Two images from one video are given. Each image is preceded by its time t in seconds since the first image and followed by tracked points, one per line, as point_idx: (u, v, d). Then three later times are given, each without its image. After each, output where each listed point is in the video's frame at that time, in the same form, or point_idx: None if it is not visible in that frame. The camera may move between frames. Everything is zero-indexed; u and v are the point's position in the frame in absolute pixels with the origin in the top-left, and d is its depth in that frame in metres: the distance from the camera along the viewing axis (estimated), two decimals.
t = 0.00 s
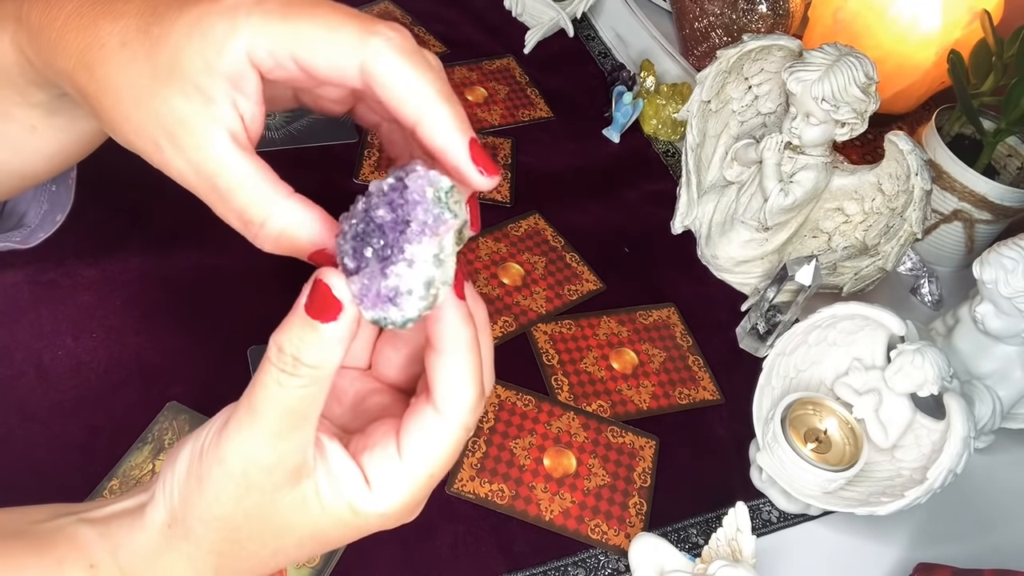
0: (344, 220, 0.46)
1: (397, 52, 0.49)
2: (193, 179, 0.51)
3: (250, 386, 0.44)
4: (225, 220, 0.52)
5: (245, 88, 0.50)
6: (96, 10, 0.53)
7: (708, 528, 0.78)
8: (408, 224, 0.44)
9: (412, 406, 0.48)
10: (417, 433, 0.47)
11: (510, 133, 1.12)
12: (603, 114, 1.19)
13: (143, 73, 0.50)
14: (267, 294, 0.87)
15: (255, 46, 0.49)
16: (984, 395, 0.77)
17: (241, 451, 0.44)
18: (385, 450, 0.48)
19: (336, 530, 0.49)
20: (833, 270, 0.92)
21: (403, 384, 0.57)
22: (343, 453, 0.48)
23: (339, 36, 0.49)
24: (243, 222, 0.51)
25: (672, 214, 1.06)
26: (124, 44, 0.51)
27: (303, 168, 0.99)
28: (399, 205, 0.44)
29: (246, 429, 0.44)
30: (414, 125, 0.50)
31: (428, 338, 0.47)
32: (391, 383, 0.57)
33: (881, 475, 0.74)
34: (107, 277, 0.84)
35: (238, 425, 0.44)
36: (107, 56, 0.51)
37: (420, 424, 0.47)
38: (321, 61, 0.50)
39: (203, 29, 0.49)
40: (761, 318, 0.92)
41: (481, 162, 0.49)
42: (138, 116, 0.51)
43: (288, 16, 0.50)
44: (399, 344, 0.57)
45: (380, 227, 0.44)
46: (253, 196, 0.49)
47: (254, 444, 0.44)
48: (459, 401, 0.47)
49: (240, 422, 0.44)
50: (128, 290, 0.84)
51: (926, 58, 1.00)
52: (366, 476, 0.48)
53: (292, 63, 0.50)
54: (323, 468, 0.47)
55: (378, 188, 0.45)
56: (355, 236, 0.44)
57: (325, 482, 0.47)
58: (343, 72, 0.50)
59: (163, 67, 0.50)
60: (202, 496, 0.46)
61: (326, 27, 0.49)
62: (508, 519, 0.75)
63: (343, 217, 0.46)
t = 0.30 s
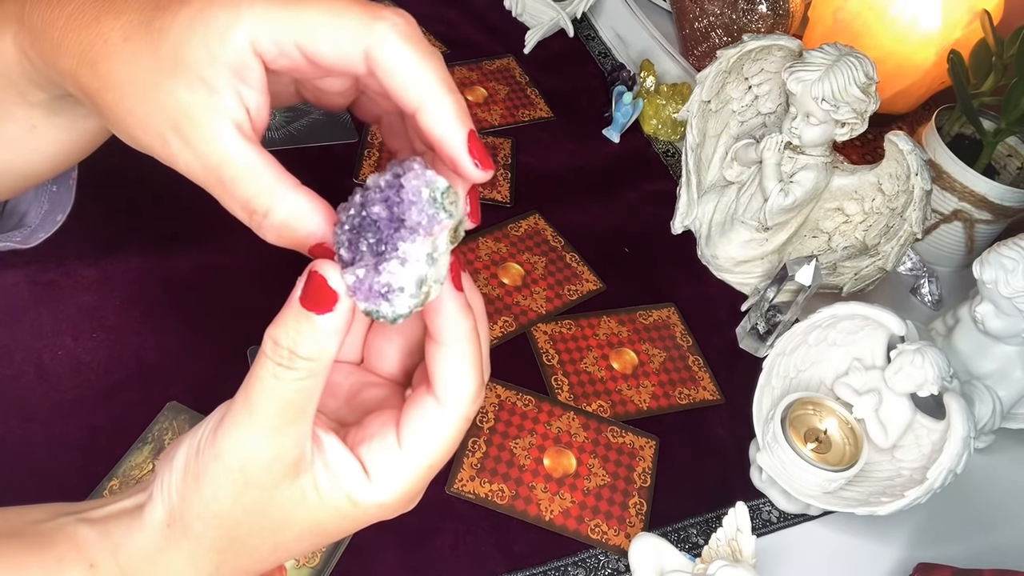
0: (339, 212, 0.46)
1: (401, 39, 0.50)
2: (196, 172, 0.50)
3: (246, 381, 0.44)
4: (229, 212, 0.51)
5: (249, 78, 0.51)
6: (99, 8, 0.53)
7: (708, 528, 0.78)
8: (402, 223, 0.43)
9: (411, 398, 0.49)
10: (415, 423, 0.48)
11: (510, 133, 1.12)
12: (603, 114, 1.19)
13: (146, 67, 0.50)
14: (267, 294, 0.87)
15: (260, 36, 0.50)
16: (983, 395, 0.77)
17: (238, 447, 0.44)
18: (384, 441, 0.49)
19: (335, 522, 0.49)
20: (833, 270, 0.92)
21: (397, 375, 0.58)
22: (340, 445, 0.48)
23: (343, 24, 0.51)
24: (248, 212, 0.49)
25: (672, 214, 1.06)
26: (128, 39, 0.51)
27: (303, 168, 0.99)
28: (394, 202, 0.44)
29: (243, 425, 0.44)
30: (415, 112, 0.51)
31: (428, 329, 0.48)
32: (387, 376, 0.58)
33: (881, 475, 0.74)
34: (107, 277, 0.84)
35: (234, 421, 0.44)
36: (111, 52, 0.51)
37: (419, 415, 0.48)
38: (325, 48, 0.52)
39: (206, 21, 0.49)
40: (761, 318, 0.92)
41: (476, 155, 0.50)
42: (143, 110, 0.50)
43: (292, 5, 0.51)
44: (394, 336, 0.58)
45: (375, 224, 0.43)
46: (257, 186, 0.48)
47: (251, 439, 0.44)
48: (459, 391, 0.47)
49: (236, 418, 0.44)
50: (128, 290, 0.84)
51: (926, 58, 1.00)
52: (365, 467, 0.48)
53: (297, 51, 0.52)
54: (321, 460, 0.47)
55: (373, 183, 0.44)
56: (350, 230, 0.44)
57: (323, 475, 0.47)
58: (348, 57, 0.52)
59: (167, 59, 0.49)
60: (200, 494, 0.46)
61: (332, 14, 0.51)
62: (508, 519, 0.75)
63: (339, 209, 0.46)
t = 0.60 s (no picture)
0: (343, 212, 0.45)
1: (403, 35, 0.50)
2: (203, 171, 0.50)
3: (246, 380, 0.44)
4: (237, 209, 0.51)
5: (253, 77, 0.50)
6: (101, 8, 0.53)
7: (708, 528, 0.78)
8: (403, 229, 0.43)
9: (413, 398, 0.49)
10: (416, 423, 0.48)
11: (510, 133, 1.12)
12: (603, 114, 1.19)
13: (150, 67, 0.50)
14: (266, 294, 0.87)
15: (263, 35, 0.50)
16: (983, 395, 0.77)
17: (239, 446, 0.44)
18: (385, 441, 0.49)
19: (335, 521, 0.49)
20: (833, 270, 0.92)
21: (397, 375, 0.58)
22: (341, 445, 0.48)
23: (346, 20, 0.51)
24: (257, 210, 0.49)
25: (672, 214, 1.06)
26: (132, 40, 0.51)
27: (303, 168, 0.99)
28: (397, 208, 0.43)
29: (244, 424, 0.44)
30: (415, 108, 0.52)
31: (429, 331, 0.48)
32: (386, 376, 0.58)
33: (881, 475, 0.74)
34: (107, 277, 0.84)
35: (235, 420, 0.44)
36: (114, 52, 0.51)
37: (421, 415, 0.48)
38: (327, 45, 0.51)
39: (209, 19, 0.50)
40: (761, 318, 0.92)
41: (474, 152, 0.51)
42: (149, 111, 0.51)
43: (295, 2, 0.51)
44: (394, 336, 0.58)
45: (376, 227, 0.43)
46: (263, 183, 0.48)
47: (251, 438, 0.44)
48: (461, 393, 0.47)
49: (237, 418, 0.44)
50: (128, 290, 0.84)
51: (926, 58, 1.00)
52: (366, 466, 0.48)
53: (300, 49, 0.52)
54: (322, 459, 0.47)
55: (378, 187, 0.44)
56: (353, 232, 0.44)
57: (324, 475, 0.47)
58: (350, 53, 0.52)
59: (172, 59, 0.49)
60: (201, 493, 0.46)
61: (334, 10, 0.51)
62: (508, 519, 0.75)
63: (343, 209, 0.46)
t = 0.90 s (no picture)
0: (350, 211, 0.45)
1: (401, 51, 0.50)
2: (205, 172, 0.50)
3: (249, 382, 0.44)
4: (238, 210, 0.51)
5: (252, 80, 0.51)
6: (101, 11, 0.53)
7: (708, 528, 0.78)
8: (414, 241, 0.43)
9: (419, 403, 0.49)
10: (422, 428, 0.48)
11: (510, 133, 1.12)
12: (603, 114, 1.19)
13: (150, 68, 0.50)
14: (266, 294, 0.87)
15: (263, 40, 0.50)
16: (983, 395, 0.77)
17: (241, 447, 0.44)
18: (389, 445, 0.49)
19: (338, 523, 0.49)
20: (833, 270, 0.92)
21: (399, 378, 0.58)
22: (344, 447, 0.48)
23: (345, 31, 0.51)
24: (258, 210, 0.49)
25: (672, 214, 1.06)
26: (130, 42, 0.51)
27: (303, 168, 0.99)
28: (411, 220, 0.43)
29: (247, 425, 0.44)
30: (410, 125, 0.52)
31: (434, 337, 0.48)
32: (388, 379, 0.58)
33: (881, 475, 0.74)
34: (107, 277, 0.84)
35: (238, 422, 0.44)
36: (113, 54, 0.51)
37: (427, 419, 0.48)
38: (324, 55, 0.51)
39: (208, 22, 0.50)
40: (761, 318, 0.92)
41: (465, 172, 0.51)
42: (150, 112, 0.51)
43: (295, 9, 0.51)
44: (395, 339, 0.58)
45: (387, 236, 0.43)
46: (264, 182, 0.48)
47: (255, 440, 0.44)
48: (467, 399, 0.48)
49: (240, 420, 0.44)
50: (129, 290, 0.84)
51: (926, 58, 1.00)
52: (368, 467, 0.48)
53: (297, 57, 0.52)
54: (326, 462, 0.47)
55: (392, 195, 0.44)
56: (361, 236, 0.43)
57: (327, 476, 0.47)
58: (348, 63, 0.52)
59: (172, 59, 0.49)
60: (203, 493, 0.46)
61: (332, 21, 0.51)
62: (508, 519, 0.75)
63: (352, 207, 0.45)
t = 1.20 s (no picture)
0: (363, 211, 0.44)
1: (401, 70, 0.51)
2: (201, 171, 0.50)
3: (252, 383, 0.44)
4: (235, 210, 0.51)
5: (249, 82, 0.51)
6: (100, 10, 0.53)
7: (708, 528, 0.78)
8: (430, 258, 0.42)
9: (426, 408, 0.49)
10: (428, 431, 0.48)
11: (510, 133, 1.12)
12: (603, 114, 1.19)
13: (148, 67, 0.50)
14: (266, 294, 0.87)
15: (261, 44, 0.50)
16: (983, 395, 0.77)
17: (244, 448, 0.44)
18: (393, 447, 0.49)
19: (340, 524, 0.49)
20: (833, 270, 0.92)
21: (401, 381, 0.58)
22: (347, 449, 0.48)
23: (345, 46, 0.51)
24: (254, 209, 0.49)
25: (672, 214, 1.06)
26: (127, 40, 0.51)
27: (303, 168, 0.99)
28: (430, 239, 0.42)
29: (249, 427, 0.44)
30: (413, 143, 0.52)
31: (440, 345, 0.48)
32: (389, 382, 0.58)
33: (881, 475, 0.74)
34: (107, 277, 0.84)
35: (241, 423, 0.44)
36: (112, 53, 0.51)
37: (433, 423, 0.48)
38: (323, 67, 0.51)
39: (208, 23, 0.50)
40: (761, 318, 0.92)
41: (475, 182, 0.51)
42: (148, 111, 0.50)
43: (296, 17, 0.51)
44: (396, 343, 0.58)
45: (402, 250, 0.42)
46: (261, 180, 0.48)
47: (258, 441, 0.44)
48: (475, 406, 0.48)
49: (243, 421, 0.44)
50: (129, 290, 0.84)
51: (926, 58, 1.00)
52: (371, 469, 0.48)
53: (295, 65, 0.51)
54: (329, 463, 0.47)
55: (412, 208, 0.43)
56: (374, 245, 0.42)
57: (329, 478, 0.47)
58: (350, 78, 0.51)
59: (168, 58, 0.49)
60: (205, 493, 0.46)
61: (332, 34, 0.51)
62: (508, 519, 0.75)
63: (365, 207, 0.44)
